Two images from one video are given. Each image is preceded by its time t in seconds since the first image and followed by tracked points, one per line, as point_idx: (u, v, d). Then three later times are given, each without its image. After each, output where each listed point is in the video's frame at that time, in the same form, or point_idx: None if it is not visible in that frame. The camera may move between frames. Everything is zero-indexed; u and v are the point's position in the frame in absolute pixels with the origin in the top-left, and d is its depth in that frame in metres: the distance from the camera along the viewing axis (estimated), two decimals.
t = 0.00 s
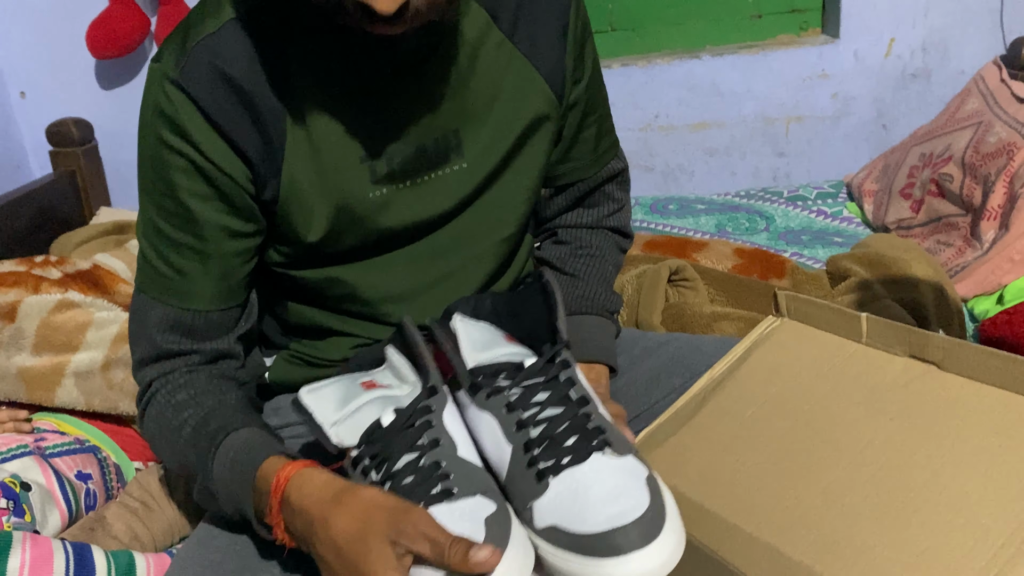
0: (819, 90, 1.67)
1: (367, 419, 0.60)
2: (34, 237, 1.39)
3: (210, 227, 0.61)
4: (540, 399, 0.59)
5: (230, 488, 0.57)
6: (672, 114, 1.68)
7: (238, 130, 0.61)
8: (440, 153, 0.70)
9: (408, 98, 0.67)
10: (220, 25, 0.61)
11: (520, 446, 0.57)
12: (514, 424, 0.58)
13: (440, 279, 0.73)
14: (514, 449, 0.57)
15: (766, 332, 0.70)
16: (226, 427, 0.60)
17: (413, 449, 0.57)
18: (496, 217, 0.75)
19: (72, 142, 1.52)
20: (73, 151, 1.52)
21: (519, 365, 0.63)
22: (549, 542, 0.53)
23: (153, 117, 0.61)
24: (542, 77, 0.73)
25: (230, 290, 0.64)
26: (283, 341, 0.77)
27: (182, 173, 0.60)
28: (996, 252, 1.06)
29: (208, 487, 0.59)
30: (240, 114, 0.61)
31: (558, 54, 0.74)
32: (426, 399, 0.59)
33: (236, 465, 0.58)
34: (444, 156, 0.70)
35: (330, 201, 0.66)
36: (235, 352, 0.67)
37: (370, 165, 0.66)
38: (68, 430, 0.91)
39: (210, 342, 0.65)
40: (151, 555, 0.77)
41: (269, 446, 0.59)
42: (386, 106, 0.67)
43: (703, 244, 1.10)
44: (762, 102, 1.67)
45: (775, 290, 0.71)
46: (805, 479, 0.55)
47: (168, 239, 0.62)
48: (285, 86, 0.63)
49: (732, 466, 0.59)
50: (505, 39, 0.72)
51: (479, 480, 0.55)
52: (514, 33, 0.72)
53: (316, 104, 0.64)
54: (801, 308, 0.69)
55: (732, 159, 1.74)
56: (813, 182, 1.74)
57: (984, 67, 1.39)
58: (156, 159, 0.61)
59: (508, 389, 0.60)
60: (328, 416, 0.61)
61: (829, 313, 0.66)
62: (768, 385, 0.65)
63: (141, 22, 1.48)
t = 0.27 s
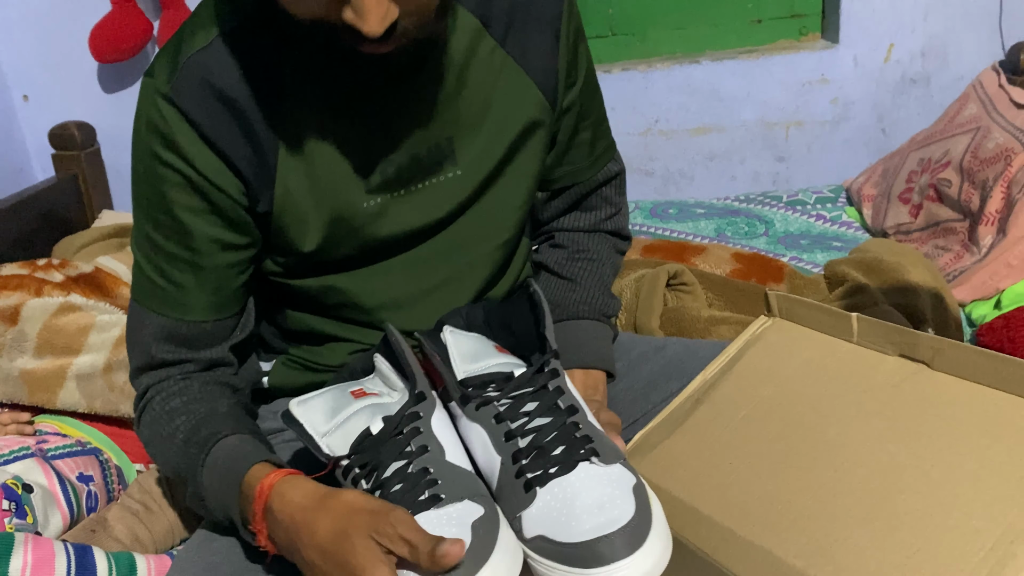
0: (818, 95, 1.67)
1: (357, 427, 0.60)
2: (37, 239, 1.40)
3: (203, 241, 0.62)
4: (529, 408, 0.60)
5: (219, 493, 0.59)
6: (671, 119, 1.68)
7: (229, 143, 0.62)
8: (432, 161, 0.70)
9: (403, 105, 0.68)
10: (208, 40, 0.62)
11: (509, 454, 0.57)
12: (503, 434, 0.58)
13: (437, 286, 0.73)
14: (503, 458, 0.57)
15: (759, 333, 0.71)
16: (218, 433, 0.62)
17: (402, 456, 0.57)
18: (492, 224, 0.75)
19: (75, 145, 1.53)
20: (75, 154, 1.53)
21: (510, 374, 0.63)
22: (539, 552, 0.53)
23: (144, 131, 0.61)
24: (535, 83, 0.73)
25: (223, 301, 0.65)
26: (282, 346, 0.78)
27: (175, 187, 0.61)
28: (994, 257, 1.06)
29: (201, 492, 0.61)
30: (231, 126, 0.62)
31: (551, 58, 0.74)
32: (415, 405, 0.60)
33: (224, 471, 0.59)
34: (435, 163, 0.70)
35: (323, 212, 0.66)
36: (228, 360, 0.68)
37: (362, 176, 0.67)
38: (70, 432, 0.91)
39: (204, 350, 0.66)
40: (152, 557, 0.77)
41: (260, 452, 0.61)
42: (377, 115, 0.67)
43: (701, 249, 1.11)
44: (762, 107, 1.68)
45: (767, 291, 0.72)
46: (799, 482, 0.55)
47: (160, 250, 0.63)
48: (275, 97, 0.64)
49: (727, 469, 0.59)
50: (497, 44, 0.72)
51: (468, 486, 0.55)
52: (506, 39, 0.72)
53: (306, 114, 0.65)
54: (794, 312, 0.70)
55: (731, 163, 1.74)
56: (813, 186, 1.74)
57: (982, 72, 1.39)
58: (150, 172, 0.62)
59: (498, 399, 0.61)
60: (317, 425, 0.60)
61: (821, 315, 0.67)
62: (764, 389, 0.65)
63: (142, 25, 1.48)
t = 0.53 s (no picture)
0: (818, 100, 1.68)
1: (359, 433, 0.60)
2: (40, 241, 1.40)
3: (196, 253, 0.63)
4: (530, 419, 0.60)
5: (202, 488, 0.61)
6: (672, 123, 1.69)
7: (222, 156, 0.63)
8: (426, 169, 0.70)
9: (399, 112, 0.68)
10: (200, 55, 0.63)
11: (509, 465, 0.58)
12: (504, 444, 0.59)
13: (436, 292, 0.74)
14: (503, 468, 0.58)
15: (755, 339, 0.72)
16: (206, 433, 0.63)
17: (403, 463, 0.57)
18: (488, 232, 0.75)
19: (78, 148, 1.54)
20: (78, 157, 1.53)
21: (512, 383, 0.64)
22: (537, 562, 0.54)
23: (137, 144, 0.62)
24: (528, 91, 0.74)
25: (218, 310, 0.66)
26: (282, 352, 0.79)
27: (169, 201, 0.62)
28: (992, 263, 1.07)
29: (189, 491, 0.62)
30: (224, 139, 0.63)
31: (544, 65, 0.75)
32: (417, 412, 0.60)
33: (208, 468, 0.61)
34: (430, 172, 0.71)
35: (318, 225, 0.67)
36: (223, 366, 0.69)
37: (357, 188, 0.68)
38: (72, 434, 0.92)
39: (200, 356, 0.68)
40: (153, 559, 0.78)
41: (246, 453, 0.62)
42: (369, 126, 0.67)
43: (701, 253, 1.11)
44: (762, 112, 1.69)
45: (764, 297, 0.73)
46: (795, 487, 0.56)
47: (155, 262, 0.64)
48: (267, 109, 0.65)
49: (723, 473, 0.60)
50: (490, 52, 0.72)
51: (468, 494, 0.56)
52: (500, 46, 0.73)
53: (299, 126, 0.65)
54: (790, 317, 0.70)
55: (732, 168, 1.75)
56: (812, 191, 1.75)
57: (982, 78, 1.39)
58: (144, 186, 0.63)
59: (499, 408, 0.61)
60: (319, 429, 0.61)
61: (817, 320, 0.68)
62: (761, 394, 0.65)
63: (145, 27, 1.49)
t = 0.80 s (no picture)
0: (820, 103, 1.68)
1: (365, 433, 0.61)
2: (42, 242, 1.41)
3: (190, 261, 0.66)
4: (536, 424, 0.61)
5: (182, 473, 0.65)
6: (673, 126, 1.70)
7: (211, 164, 0.65)
8: (421, 176, 0.71)
9: (396, 118, 0.69)
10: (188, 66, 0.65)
11: (516, 468, 0.58)
12: (510, 447, 0.59)
13: (434, 297, 0.74)
14: (509, 472, 0.58)
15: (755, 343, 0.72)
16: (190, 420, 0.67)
17: (410, 465, 0.58)
18: (486, 237, 0.76)
19: (81, 149, 1.55)
20: (81, 158, 1.54)
21: (518, 388, 0.64)
22: (541, 567, 0.54)
23: (131, 155, 0.65)
24: (524, 97, 0.74)
25: (215, 312, 0.69)
26: (283, 354, 0.79)
27: (163, 212, 0.65)
28: (992, 266, 1.07)
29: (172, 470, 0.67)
30: (213, 147, 0.65)
31: (541, 71, 0.75)
32: (425, 414, 0.61)
33: (187, 455, 0.65)
34: (425, 179, 0.71)
35: (312, 231, 0.68)
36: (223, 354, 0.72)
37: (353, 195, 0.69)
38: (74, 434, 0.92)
39: (199, 350, 0.71)
40: (155, 558, 0.78)
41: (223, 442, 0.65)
42: (364, 136, 0.68)
43: (701, 256, 1.12)
44: (763, 115, 1.69)
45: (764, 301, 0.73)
46: (794, 489, 0.56)
47: (152, 267, 0.67)
48: (259, 117, 0.66)
49: (723, 475, 0.60)
50: (486, 60, 0.73)
51: (474, 498, 0.56)
52: (495, 54, 0.73)
53: (291, 136, 0.67)
54: (790, 320, 0.71)
55: (732, 171, 1.75)
56: (813, 194, 1.75)
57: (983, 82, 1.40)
58: (142, 196, 0.66)
59: (506, 412, 0.61)
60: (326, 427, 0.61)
61: (817, 324, 0.68)
62: (760, 397, 0.66)
63: (146, 27, 1.49)
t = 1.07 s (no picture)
0: (820, 105, 1.69)
1: (365, 428, 0.61)
2: (46, 240, 1.42)
3: (181, 258, 0.71)
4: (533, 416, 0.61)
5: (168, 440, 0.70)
6: (674, 128, 1.70)
7: (202, 169, 0.68)
8: (418, 181, 0.72)
9: (398, 119, 0.70)
10: (186, 70, 0.68)
11: (514, 460, 0.58)
12: (508, 439, 0.60)
13: (433, 299, 0.75)
14: (508, 463, 0.59)
15: (753, 340, 0.73)
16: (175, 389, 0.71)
17: (409, 459, 0.58)
18: (482, 239, 0.77)
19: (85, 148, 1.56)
20: (86, 157, 1.55)
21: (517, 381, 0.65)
22: (539, 556, 0.55)
23: (128, 153, 0.69)
24: (524, 105, 0.75)
25: (206, 304, 0.74)
26: (284, 351, 0.81)
27: (157, 210, 0.69)
28: (990, 268, 1.08)
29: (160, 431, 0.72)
30: (205, 152, 0.68)
31: (543, 77, 0.76)
32: (424, 409, 0.61)
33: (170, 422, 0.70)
34: (422, 185, 0.72)
35: (304, 236, 0.71)
36: (215, 329, 0.76)
37: (349, 201, 0.71)
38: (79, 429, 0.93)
39: (191, 325, 0.75)
40: (159, 553, 0.79)
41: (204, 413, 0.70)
42: (360, 141, 0.70)
43: (702, 256, 1.13)
44: (765, 117, 1.70)
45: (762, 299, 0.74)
46: (790, 485, 0.57)
47: (147, 257, 0.72)
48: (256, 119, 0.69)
49: (722, 470, 0.61)
50: (485, 68, 0.73)
51: (473, 490, 0.57)
52: (496, 62, 0.74)
53: (285, 143, 0.69)
54: (788, 319, 0.72)
55: (733, 173, 1.76)
56: (813, 196, 1.76)
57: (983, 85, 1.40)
58: (139, 193, 0.69)
59: (504, 405, 0.62)
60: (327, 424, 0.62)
61: (815, 321, 0.69)
62: (757, 394, 0.66)
63: (151, 26, 1.50)
